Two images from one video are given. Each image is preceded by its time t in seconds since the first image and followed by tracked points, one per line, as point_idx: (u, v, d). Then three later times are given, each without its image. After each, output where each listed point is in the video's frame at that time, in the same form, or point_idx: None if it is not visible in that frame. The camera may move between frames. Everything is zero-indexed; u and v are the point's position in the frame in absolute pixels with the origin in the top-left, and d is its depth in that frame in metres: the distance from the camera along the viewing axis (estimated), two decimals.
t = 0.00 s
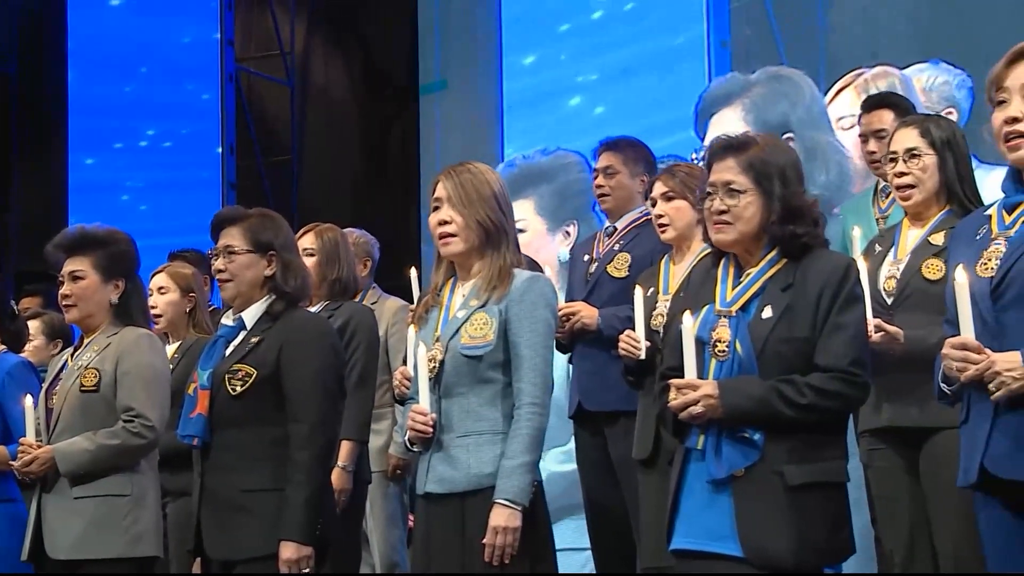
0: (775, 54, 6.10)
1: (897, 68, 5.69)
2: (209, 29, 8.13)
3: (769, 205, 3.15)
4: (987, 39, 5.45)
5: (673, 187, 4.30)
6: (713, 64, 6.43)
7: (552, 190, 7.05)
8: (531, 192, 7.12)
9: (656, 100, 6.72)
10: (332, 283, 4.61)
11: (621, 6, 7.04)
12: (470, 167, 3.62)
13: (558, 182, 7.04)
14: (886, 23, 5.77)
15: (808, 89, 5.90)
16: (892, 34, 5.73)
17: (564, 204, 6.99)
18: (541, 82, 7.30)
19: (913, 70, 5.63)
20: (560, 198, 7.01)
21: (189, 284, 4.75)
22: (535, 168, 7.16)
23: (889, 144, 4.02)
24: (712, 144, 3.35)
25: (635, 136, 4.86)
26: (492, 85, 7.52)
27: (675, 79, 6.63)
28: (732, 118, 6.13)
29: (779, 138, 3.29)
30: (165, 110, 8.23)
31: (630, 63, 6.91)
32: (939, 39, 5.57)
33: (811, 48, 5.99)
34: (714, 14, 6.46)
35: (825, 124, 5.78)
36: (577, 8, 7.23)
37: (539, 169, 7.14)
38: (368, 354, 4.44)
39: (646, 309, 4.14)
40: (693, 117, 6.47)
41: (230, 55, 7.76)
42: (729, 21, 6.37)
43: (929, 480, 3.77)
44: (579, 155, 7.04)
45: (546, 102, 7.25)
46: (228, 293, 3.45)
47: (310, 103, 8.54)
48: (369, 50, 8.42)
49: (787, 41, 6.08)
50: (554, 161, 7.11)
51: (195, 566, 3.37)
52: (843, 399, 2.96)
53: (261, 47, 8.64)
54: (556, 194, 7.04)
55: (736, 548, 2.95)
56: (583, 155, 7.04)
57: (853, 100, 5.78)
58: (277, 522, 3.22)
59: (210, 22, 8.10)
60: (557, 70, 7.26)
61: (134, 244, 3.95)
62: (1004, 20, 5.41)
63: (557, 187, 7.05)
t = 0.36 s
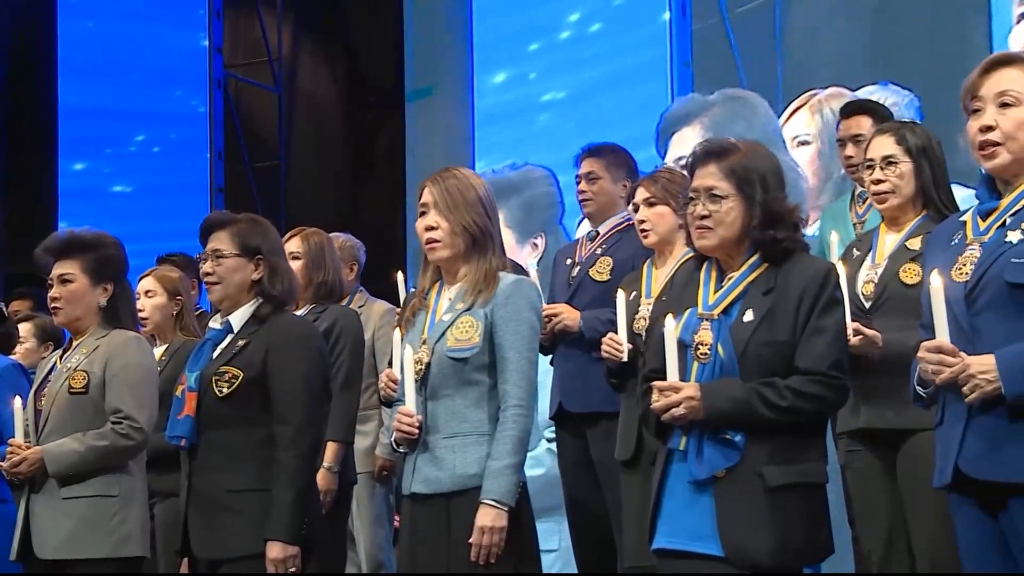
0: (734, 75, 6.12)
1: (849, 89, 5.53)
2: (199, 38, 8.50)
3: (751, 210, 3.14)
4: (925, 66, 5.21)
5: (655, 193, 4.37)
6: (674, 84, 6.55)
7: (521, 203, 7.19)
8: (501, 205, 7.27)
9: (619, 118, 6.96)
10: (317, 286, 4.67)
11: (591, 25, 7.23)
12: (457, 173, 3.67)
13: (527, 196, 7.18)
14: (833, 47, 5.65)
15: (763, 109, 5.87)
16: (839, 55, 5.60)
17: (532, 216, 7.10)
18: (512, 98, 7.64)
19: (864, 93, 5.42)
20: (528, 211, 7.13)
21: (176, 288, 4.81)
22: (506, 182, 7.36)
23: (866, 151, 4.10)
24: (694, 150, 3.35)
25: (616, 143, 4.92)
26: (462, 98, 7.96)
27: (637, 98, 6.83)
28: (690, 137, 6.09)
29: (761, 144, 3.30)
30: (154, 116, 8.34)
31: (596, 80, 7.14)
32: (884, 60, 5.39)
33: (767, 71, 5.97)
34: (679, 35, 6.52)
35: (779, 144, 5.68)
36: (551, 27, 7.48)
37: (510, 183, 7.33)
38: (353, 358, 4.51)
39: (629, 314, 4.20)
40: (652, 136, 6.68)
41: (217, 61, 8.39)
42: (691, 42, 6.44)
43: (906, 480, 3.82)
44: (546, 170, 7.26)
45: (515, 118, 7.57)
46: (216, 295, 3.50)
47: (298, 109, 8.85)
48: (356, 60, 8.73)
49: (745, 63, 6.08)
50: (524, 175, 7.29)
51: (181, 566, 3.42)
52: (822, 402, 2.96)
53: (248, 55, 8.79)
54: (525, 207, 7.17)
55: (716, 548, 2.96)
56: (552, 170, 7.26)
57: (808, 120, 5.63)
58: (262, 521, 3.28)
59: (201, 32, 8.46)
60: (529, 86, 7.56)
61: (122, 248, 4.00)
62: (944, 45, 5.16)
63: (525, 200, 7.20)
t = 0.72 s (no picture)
0: (699, 95, 6.37)
1: (806, 109, 5.95)
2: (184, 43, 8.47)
3: (733, 215, 3.20)
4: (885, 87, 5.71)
5: (636, 198, 4.44)
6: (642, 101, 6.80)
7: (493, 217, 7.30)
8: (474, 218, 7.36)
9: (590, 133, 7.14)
10: (304, 289, 4.73)
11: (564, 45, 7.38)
12: (444, 178, 3.73)
13: (497, 210, 7.29)
14: (799, 70, 6.00)
15: (730, 129, 6.19)
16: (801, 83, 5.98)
17: (504, 229, 7.22)
18: (485, 116, 7.68)
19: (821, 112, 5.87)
20: (499, 225, 7.25)
21: (163, 291, 4.85)
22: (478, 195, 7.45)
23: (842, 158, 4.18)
24: (677, 155, 3.40)
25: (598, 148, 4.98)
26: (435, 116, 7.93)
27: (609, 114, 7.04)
28: (658, 152, 6.33)
29: (742, 149, 3.35)
30: (140, 121, 8.35)
31: (568, 99, 7.31)
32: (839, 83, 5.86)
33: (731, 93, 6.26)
34: (647, 56, 6.78)
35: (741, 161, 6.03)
36: (524, 46, 7.59)
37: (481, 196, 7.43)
38: (339, 361, 4.57)
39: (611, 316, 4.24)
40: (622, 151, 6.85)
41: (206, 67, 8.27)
42: (657, 62, 6.71)
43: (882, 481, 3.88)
44: (517, 184, 7.35)
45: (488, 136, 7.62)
46: (203, 298, 3.55)
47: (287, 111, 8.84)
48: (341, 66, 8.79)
49: (710, 84, 6.33)
50: (496, 189, 7.38)
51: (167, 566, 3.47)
52: (802, 403, 3.02)
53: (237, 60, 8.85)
54: (496, 221, 7.28)
55: (697, 547, 3.01)
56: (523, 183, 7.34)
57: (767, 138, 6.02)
58: (245, 521, 3.32)
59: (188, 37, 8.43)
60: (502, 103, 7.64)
61: (110, 251, 4.05)
62: (901, 67, 5.63)
63: (496, 214, 7.30)
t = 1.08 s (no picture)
0: (659, 109, 6.68)
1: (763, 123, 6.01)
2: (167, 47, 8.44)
3: (714, 219, 3.21)
4: (840, 100, 5.79)
5: (617, 202, 4.47)
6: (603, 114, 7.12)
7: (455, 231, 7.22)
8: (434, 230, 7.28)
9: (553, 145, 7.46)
10: (286, 293, 4.74)
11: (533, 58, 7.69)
12: (428, 182, 3.74)
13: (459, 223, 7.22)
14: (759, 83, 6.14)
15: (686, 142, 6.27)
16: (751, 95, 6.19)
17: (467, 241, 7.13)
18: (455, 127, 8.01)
19: (779, 127, 5.91)
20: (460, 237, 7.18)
21: (143, 293, 4.83)
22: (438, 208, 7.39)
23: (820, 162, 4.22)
24: (658, 159, 3.42)
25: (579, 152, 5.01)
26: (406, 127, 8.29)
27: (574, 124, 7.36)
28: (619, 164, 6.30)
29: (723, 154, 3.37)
30: (124, 124, 8.36)
31: (536, 110, 7.60)
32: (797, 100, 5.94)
33: (689, 107, 6.52)
34: (608, 71, 7.11)
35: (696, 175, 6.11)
36: (496, 60, 7.90)
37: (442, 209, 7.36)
38: (321, 364, 4.59)
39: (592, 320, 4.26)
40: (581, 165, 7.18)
41: (186, 71, 8.37)
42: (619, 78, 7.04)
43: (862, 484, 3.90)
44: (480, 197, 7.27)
45: (457, 146, 7.99)
46: (183, 301, 3.55)
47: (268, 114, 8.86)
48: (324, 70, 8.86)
49: (670, 98, 6.63)
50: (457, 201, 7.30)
51: (147, 568, 3.47)
52: (781, 406, 3.03)
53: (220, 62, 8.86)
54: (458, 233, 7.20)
55: (677, 549, 3.02)
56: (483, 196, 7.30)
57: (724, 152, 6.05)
58: (227, 524, 3.33)
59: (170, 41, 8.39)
60: (476, 112, 7.96)
61: (91, 253, 4.06)
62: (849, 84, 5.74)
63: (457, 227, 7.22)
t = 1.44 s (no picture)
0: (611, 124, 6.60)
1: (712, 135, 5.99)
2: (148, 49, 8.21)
3: (695, 221, 3.22)
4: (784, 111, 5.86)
5: (598, 203, 4.48)
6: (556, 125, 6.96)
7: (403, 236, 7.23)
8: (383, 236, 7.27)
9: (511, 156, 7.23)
10: (265, 294, 4.73)
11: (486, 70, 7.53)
12: (409, 183, 3.73)
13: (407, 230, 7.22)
14: (699, 100, 6.23)
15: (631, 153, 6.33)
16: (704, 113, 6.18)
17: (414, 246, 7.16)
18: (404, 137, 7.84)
19: (726, 139, 5.93)
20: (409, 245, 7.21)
21: (120, 294, 4.80)
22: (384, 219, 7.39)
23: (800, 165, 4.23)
24: (638, 161, 3.42)
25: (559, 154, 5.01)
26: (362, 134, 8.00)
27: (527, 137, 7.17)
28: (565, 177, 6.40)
29: (704, 156, 3.38)
30: (105, 125, 8.24)
31: (486, 121, 7.42)
32: (746, 109, 5.99)
33: (640, 119, 6.51)
34: (559, 82, 6.98)
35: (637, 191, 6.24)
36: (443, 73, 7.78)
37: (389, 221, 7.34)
38: (299, 367, 4.60)
39: (572, 320, 4.28)
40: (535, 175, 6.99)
41: (166, 71, 8.14)
42: (571, 88, 6.91)
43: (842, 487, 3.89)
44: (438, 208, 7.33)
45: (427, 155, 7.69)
46: (161, 302, 3.53)
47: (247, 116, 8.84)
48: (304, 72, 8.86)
49: (623, 114, 6.57)
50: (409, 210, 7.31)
51: (125, 570, 3.44)
52: (761, 408, 3.04)
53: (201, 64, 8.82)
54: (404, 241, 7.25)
55: (657, 551, 3.02)
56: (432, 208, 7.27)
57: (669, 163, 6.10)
58: (206, 526, 3.31)
59: (150, 42, 8.16)
60: (432, 125, 7.73)
61: (69, 254, 4.04)
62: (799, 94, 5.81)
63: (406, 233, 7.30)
